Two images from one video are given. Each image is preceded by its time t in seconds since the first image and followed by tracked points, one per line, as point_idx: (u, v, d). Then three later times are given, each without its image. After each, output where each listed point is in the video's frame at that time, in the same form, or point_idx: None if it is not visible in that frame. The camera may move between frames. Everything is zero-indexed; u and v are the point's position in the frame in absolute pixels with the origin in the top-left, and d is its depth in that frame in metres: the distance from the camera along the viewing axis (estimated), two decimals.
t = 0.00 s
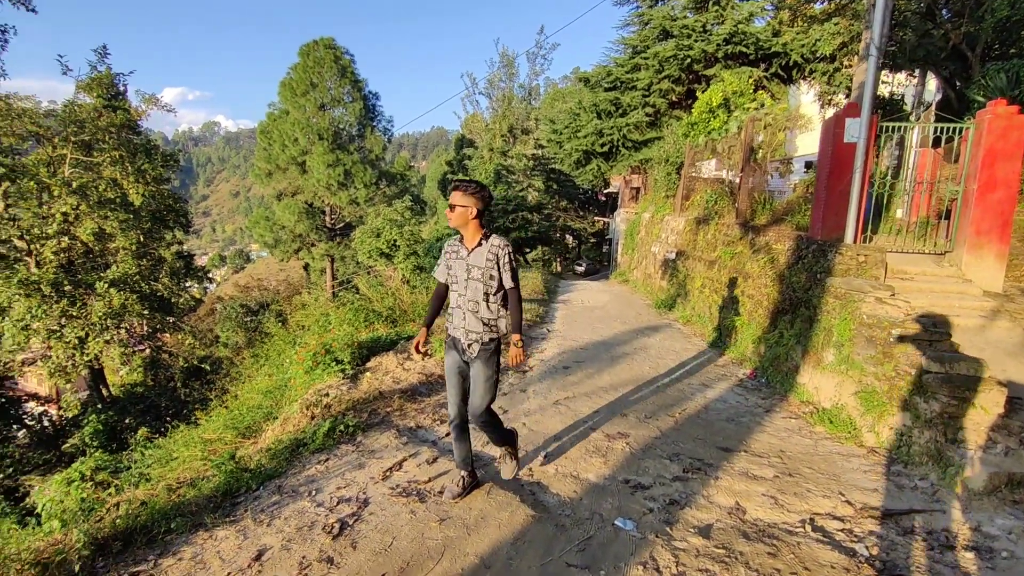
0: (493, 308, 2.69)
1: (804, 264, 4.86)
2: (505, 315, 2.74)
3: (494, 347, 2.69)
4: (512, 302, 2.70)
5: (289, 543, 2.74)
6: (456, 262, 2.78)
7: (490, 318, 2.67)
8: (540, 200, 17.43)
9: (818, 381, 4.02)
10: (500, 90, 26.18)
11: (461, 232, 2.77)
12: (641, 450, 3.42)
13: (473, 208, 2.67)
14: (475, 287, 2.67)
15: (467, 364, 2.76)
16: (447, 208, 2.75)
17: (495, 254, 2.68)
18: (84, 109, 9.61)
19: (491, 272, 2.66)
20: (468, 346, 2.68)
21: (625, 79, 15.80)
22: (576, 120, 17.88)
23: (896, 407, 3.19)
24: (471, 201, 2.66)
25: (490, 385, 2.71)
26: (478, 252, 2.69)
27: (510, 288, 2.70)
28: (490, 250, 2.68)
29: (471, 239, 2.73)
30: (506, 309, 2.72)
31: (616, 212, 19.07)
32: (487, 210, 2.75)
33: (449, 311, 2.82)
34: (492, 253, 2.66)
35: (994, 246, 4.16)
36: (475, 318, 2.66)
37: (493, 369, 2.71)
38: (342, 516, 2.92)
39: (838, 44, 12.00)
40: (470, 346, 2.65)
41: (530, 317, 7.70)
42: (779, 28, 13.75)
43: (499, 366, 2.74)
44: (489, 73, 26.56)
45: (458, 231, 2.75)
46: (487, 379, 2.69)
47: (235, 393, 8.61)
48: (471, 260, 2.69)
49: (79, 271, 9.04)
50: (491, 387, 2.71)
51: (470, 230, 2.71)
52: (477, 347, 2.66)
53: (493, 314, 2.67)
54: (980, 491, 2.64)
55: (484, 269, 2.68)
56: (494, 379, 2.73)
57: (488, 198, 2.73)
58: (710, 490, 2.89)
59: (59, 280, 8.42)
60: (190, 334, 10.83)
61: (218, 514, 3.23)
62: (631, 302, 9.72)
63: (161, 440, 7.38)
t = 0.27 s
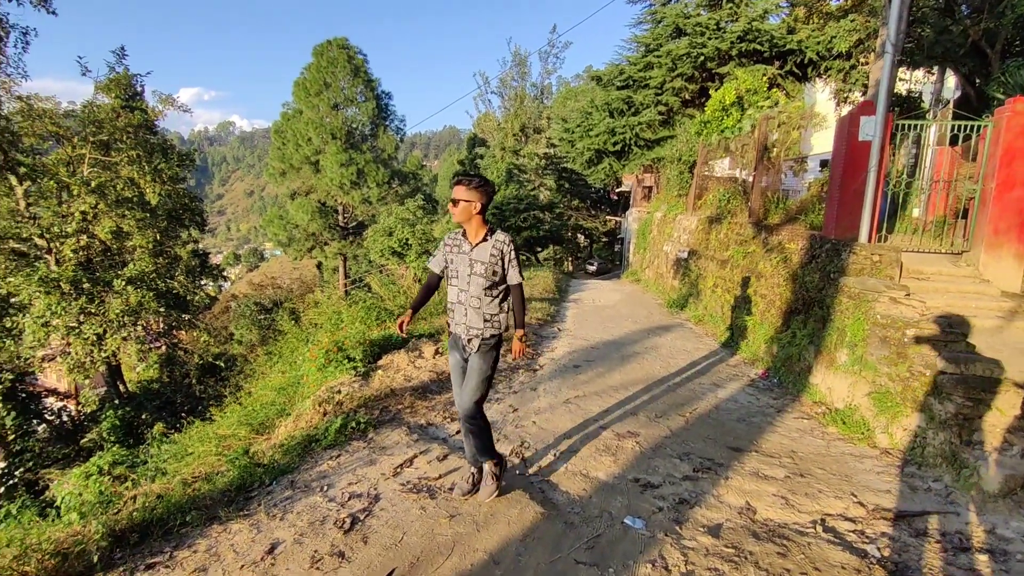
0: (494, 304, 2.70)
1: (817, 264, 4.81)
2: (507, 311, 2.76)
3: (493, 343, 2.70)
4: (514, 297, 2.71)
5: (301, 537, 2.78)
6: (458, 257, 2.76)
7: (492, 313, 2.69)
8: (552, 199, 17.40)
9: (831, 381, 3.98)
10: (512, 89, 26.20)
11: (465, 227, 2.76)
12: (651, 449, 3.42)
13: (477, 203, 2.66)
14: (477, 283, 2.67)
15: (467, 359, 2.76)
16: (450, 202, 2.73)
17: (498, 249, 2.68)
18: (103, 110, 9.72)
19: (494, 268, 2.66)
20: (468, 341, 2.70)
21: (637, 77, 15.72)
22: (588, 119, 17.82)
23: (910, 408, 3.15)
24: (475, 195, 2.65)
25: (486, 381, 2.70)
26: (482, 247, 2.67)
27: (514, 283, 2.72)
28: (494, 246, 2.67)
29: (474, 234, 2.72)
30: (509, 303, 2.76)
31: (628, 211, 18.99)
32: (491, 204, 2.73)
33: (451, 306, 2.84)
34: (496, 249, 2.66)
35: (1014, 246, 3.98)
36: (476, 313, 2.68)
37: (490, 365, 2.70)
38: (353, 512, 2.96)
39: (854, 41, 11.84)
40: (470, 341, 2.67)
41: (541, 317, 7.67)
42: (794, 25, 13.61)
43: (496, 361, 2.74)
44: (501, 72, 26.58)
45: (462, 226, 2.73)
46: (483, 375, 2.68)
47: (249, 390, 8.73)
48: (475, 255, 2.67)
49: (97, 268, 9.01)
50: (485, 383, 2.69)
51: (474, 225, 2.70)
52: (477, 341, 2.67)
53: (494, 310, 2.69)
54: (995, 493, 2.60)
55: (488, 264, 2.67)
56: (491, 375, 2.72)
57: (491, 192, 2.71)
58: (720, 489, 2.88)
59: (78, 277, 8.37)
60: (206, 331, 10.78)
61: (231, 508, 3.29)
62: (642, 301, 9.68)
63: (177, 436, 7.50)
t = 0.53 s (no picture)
0: (495, 305, 2.68)
1: (831, 263, 4.76)
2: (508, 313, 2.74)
3: (493, 344, 2.67)
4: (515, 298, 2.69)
5: (314, 532, 2.82)
6: (460, 257, 2.75)
7: (492, 315, 2.67)
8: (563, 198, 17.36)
9: (845, 381, 3.94)
10: (524, 87, 26.20)
11: (467, 227, 2.74)
12: (662, 448, 3.41)
13: (480, 202, 2.64)
14: (479, 284, 2.65)
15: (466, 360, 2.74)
16: (453, 202, 2.72)
17: (500, 250, 2.67)
18: (121, 110, 9.86)
19: (497, 269, 2.65)
20: (468, 342, 2.67)
21: (650, 75, 15.64)
22: (600, 117, 17.77)
23: (926, 408, 3.11)
24: (477, 195, 2.63)
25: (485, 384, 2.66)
26: (485, 248, 2.66)
27: (517, 284, 2.70)
28: (496, 247, 2.66)
29: (476, 234, 2.71)
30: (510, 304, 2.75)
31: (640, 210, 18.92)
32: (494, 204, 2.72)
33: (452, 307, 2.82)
34: (499, 249, 2.65)
35: None
36: (476, 315, 2.66)
37: (490, 367, 2.66)
38: (366, 507, 3.00)
39: (872, 37, 11.67)
40: (469, 342, 2.65)
41: (552, 315, 7.64)
42: (809, 22, 13.47)
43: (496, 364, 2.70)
44: (513, 71, 26.59)
45: (464, 226, 2.72)
46: (481, 378, 2.64)
47: (263, 387, 8.87)
48: (477, 256, 2.66)
49: (116, 266, 9.31)
50: (483, 386, 2.64)
51: (476, 226, 2.68)
52: (476, 343, 2.65)
53: (495, 311, 2.67)
54: (1012, 495, 2.56)
55: (490, 265, 2.66)
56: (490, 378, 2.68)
57: (494, 192, 2.70)
58: (732, 489, 2.87)
59: (96, 275, 8.50)
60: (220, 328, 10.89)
61: (246, 502, 3.35)
62: (654, 300, 9.64)
63: (193, 431, 7.64)
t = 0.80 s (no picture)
0: (494, 309, 2.67)
1: (846, 262, 4.71)
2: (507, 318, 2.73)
3: (491, 350, 2.67)
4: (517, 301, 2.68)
5: (327, 526, 2.87)
6: (460, 259, 2.75)
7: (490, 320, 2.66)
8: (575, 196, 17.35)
9: (859, 381, 3.90)
10: (536, 85, 26.17)
11: (467, 228, 2.74)
12: (673, 446, 3.41)
13: (480, 203, 2.64)
14: (479, 287, 2.65)
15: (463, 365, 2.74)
16: (453, 204, 2.72)
17: (501, 252, 2.66)
18: (139, 110, 10.09)
19: (497, 272, 2.65)
20: (465, 347, 2.68)
21: (663, 72, 15.56)
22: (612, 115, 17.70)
23: (942, 408, 3.07)
24: (478, 196, 2.62)
25: (482, 390, 2.67)
26: (485, 251, 2.66)
27: (518, 287, 2.68)
28: (496, 250, 2.66)
29: (476, 236, 2.70)
30: (510, 308, 2.74)
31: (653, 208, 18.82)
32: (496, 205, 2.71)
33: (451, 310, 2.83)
34: (499, 252, 2.65)
35: None
36: (474, 319, 2.66)
37: (487, 373, 2.67)
38: (378, 502, 3.05)
39: (889, 32, 11.50)
40: (467, 348, 2.66)
41: (563, 313, 7.64)
42: (825, 17, 13.30)
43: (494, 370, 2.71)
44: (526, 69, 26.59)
45: (465, 228, 2.72)
46: (478, 384, 2.65)
47: (277, 383, 8.98)
48: (477, 259, 2.66)
49: (133, 263, 9.32)
50: (480, 393, 2.65)
51: (477, 228, 2.68)
52: (473, 349, 2.65)
53: (494, 316, 2.66)
54: None
55: (490, 267, 2.66)
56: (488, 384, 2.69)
57: (496, 193, 2.69)
58: (743, 488, 2.85)
59: (114, 272, 8.59)
60: (235, 325, 10.99)
61: (260, 496, 3.41)
62: (666, 299, 9.59)
63: (209, 426, 7.76)
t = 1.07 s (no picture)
0: (489, 314, 2.61)
1: (867, 261, 4.64)
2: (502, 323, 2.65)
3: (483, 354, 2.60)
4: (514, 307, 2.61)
5: (345, 519, 2.93)
6: (459, 261, 2.72)
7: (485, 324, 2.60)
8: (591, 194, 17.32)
9: (879, 382, 3.84)
10: (553, 84, 26.11)
11: (468, 230, 2.71)
12: (689, 445, 3.40)
13: (481, 204, 2.59)
14: (475, 289, 2.60)
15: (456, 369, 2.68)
16: (455, 204, 2.70)
17: (501, 255, 2.61)
18: (162, 111, 10.35)
19: (494, 275, 2.59)
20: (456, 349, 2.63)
21: (681, 70, 15.45)
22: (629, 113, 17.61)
23: (965, 410, 3.02)
24: (477, 196, 2.58)
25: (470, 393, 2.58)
26: (483, 253, 2.61)
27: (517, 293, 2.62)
28: (494, 252, 2.61)
29: (476, 237, 2.67)
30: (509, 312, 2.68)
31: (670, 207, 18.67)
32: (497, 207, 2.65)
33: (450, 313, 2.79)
34: (496, 254, 2.59)
35: None
36: (467, 322, 2.61)
37: (476, 378, 2.58)
38: (395, 497, 3.10)
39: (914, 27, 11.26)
40: (458, 350, 2.60)
41: (578, 312, 7.63)
42: (847, 13, 13.07)
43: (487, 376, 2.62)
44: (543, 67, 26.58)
45: (465, 230, 2.69)
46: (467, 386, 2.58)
47: (296, 379, 9.14)
48: (474, 260, 2.62)
49: (156, 262, 9.36)
50: (469, 398, 2.58)
51: (476, 229, 2.64)
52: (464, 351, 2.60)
53: (488, 320, 2.60)
54: None
55: (487, 270, 2.61)
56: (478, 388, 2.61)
57: (498, 194, 2.63)
58: (760, 488, 2.84)
59: (139, 270, 8.60)
60: (255, 322, 11.05)
61: (281, 489, 3.50)
62: (683, 298, 9.52)
63: (230, 421, 7.93)
